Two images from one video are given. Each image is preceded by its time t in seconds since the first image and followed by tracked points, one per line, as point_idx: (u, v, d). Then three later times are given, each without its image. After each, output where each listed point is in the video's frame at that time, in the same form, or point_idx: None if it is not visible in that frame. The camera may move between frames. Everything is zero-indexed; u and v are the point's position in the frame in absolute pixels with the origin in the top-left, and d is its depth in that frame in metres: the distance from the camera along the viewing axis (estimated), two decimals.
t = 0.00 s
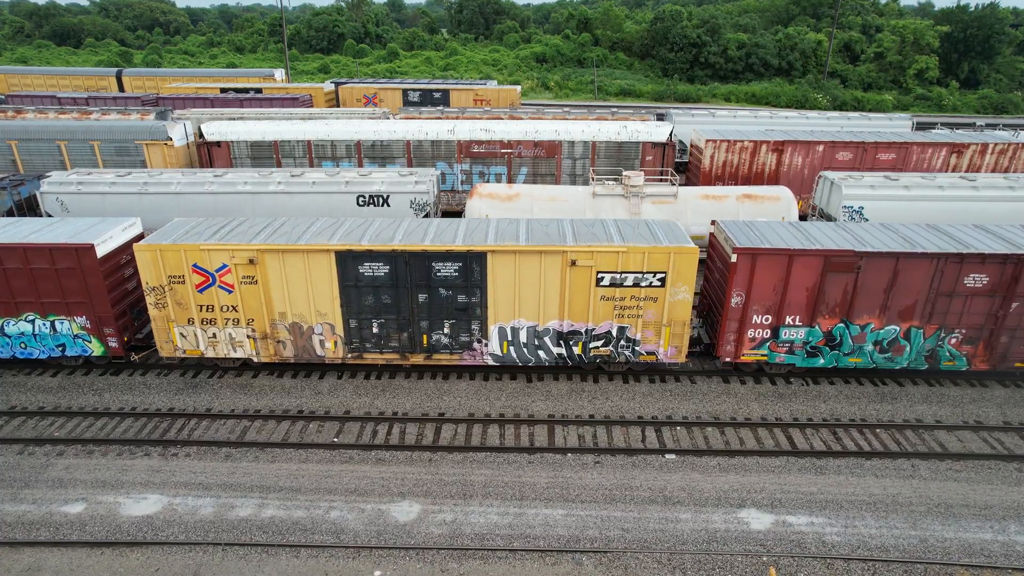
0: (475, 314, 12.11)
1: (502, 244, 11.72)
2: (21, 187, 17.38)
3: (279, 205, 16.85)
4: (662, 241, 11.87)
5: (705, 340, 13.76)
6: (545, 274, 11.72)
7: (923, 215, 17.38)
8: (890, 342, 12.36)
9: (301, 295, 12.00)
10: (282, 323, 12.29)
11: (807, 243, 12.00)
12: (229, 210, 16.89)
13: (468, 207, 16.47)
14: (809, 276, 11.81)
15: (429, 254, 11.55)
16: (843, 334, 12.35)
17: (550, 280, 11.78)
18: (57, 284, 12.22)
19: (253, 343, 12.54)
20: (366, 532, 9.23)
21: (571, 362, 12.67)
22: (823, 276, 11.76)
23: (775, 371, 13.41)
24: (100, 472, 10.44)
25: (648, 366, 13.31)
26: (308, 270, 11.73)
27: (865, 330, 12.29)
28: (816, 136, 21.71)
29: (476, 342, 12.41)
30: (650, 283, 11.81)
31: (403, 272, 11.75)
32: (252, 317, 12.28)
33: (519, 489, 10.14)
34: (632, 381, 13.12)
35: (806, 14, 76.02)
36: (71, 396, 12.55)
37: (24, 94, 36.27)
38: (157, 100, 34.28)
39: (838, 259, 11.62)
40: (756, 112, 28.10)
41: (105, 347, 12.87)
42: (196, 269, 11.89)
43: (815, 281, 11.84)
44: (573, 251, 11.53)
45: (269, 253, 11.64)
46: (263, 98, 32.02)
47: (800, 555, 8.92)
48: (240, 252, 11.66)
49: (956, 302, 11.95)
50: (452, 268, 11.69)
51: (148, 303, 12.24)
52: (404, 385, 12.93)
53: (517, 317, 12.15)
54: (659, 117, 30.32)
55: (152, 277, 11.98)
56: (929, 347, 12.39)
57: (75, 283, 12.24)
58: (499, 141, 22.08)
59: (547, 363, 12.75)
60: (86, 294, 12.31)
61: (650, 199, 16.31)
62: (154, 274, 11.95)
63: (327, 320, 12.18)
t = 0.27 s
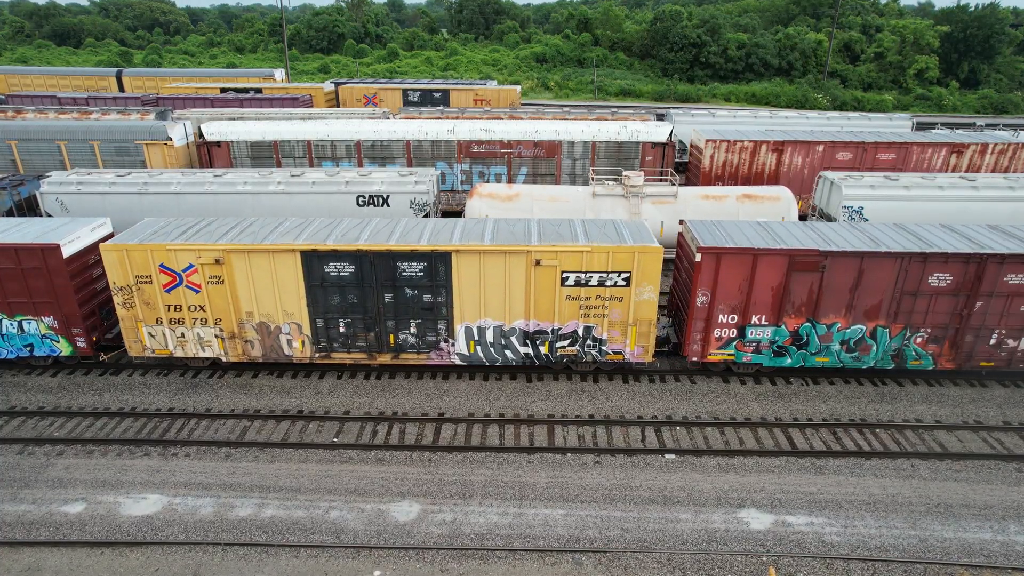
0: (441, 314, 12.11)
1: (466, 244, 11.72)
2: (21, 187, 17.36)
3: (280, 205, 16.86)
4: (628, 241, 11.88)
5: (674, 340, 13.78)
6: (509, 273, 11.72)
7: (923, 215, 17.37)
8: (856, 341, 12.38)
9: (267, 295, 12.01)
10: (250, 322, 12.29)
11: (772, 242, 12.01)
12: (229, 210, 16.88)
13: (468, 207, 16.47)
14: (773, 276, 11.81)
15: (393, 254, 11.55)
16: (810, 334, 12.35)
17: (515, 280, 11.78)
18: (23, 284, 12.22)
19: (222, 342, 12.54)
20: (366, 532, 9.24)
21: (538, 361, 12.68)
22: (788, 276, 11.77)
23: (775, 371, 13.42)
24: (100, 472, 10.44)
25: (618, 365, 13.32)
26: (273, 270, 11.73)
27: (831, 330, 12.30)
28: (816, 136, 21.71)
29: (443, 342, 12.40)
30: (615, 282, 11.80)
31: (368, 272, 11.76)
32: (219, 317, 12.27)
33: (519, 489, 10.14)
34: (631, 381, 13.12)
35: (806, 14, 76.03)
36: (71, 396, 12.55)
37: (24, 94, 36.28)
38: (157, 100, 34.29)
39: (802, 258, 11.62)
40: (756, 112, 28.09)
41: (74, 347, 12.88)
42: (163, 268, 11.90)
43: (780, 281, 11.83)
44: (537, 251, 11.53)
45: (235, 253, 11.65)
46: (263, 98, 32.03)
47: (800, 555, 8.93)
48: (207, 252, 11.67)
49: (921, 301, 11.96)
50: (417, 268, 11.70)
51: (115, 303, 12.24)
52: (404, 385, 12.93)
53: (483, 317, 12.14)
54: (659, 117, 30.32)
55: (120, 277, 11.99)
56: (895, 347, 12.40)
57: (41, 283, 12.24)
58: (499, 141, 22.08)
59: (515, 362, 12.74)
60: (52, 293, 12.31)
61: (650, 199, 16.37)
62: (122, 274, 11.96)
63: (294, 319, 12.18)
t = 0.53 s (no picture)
0: (408, 314, 12.11)
1: (432, 243, 11.70)
2: (21, 187, 17.35)
3: (280, 205, 16.86)
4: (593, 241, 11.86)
5: (643, 340, 13.79)
6: (474, 273, 11.70)
7: (923, 215, 17.38)
8: (823, 341, 12.37)
9: (234, 295, 11.99)
10: (218, 322, 12.29)
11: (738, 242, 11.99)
12: (229, 210, 16.89)
13: (468, 207, 16.46)
14: (739, 275, 11.78)
15: (359, 253, 11.54)
16: (776, 333, 12.33)
17: (481, 280, 11.76)
18: None
19: (190, 342, 12.53)
20: (366, 532, 9.24)
21: (505, 361, 12.68)
22: (753, 275, 11.75)
23: (775, 372, 13.42)
24: (100, 472, 10.44)
25: (588, 364, 13.34)
26: (239, 270, 11.72)
27: (798, 330, 12.29)
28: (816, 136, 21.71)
29: (410, 341, 12.40)
30: (580, 282, 11.79)
31: (334, 271, 11.74)
32: (187, 316, 12.26)
33: (518, 489, 10.14)
34: (631, 381, 13.11)
35: (806, 14, 76.02)
36: (71, 395, 12.56)
37: (24, 94, 36.29)
38: (157, 100, 34.28)
39: (767, 258, 11.60)
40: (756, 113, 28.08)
41: (42, 347, 12.82)
42: (130, 268, 11.89)
43: (745, 280, 11.80)
44: (502, 251, 11.51)
45: (201, 253, 11.64)
46: (263, 98, 32.03)
47: (800, 555, 8.93)
48: (173, 252, 11.65)
49: (886, 300, 11.96)
50: (383, 268, 11.69)
51: (83, 303, 12.22)
52: (404, 385, 12.93)
53: (449, 316, 12.13)
54: (659, 117, 30.33)
55: (87, 278, 11.96)
56: (861, 346, 12.41)
57: (8, 283, 12.18)
58: (499, 141, 22.08)
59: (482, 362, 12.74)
60: (19, 293, 12.26)
61: (650, 199, 16.37)
62: (89, 274, 11.93)
63: (261, 319, 12.17)
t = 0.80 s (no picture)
0: (374, 314, 12.10)
1: (397, 243, 11.70)
2: (21, 188, 17.39)
3: (280, 205, 16.86)
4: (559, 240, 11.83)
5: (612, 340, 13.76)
6: (439, 273, 11.69)
7: (923, 215, 17.37)
8: (789, 341, 12.37)
9: (201, 295, 12.00)
10: (186, 322, 12.28)
11: (703, 242, 11.96)
12: (229, 211, 16.89)
13: (468, 208, 16.44)
14: (704, 275, 11.76)
15: (324, 253, 11.54)
16: (743, 332, 12.32)
17: (446, 280, 11.73)
18: None
19: (159, 342, 12.52)
20: (366, 532, 9.24)
21: (472, 361, 12.64)
22: (718, 275, 11.73)
23: (775, 372, 13.42)
24: (100, 472, 10.44)
25: (559, 365, 13.33)
26: (206, 270, 11.72)
27: (764, 330, 12.28)
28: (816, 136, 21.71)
29: (377, 341, 12.38)
30: (545, 282, 11.78)
31: (299, 271, 11.74)
32: (155, 316, 12.25)
33: (519, 489, 10.15)
34: (631, 382, 13.11)
35: (806, 14, 76.04)
36: (70, 396, 12.56)
37: (24, 94, 36.30)
38: (158, 100, 34.29)
39: (731, 258, 11.58)
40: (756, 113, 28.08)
41: (9, 347, 12.79)
42: (97, 269, 11.89)
43: (711, 280, 11.77)
44: (466, 251, 11.48)
45: (168, 253, 11.65)
46: (263, 98, 32.04)
47: (800, 555, 8.92)
48: (139, 252, 11.65)
49: (851, 300, 11.94)
50: (349, 268, 11.69)
51: (51, 303, 12.21)
52: (404, 386, 12.94)
53: (415, 316, 12.11)
54: (659, 117, 30.34)
55: (55, 277, 11.96)
56: (828, 346, 12.40)
57: None
58: (499, 141, 22.09)
59: (449, 362, 12.72)
60: None
61: (650, 200, 16.29)
62: (56, 274, 11.93)
63: (229, 319, 12.17)
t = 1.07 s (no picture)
0: (340, 314, 12.09)
1: (362, 243, 11.70)
2: (21, 188, 17.29)
3: (280, 206, 16.86)
4: (524, 240, 11.87)
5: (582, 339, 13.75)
6: (405, 273, 11.69)
7: (923, 216, 17.37)
8: (756, 341, 12.35)
9: (168, 295, 12.00)
10: (154, 322, 12.28)
11: (669, 241, 11.93)
12: (228, 211, 16.89)
13: (468, 208, 16.44)
14: (669, 275, 11.72)
15: (289, 253, 11.54)
16: (709, 332, 12.30)
17: (411, 280, 11.75)
18: None
19: (128, 342, 12.51)
20: (366, 532, 9.24)
21: (440, 361, 12.63)
22: (683, 275, 11.70)
23: (775, 372, 13.42)
24: (100, 473, 10.44)
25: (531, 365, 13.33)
26: (172, 270, 11.73)
27: (730, 329, 12.26)
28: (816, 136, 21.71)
29: (344, 341, 12.37)
30: (511, 282, 11.78)
31: (265, 271, 11.74)
32: (123, 317, 12.25)
33: (519, 490, 10.14)
34: (631, 382, 13.11)
35: (806, 14, 76.07)
36: (70, 396, 12.56)
37: (24, 94, 36.32)
38: (158, 100, 34.30)
39: (696, 257, 11.56)
40: (756, 113, 28.08)
41: None
42: (64, 269, 11.90)
43: (676, 280, 11.75)
44: (431, 251, 11.50)
45: (134, 253, 11.66)
46: (263, 98, 32.04)
47: (800, 556, 8.92)
48: (106, 252, 11.67)
49: (817, 300, 11.93)
50: (314, 268, 11.69)
51: (18, 303, 12.20)
52: (405, 386, 12.94)
53: (382, 316, 12.10)
54: (659, 117, 30.35)
55: (22, 278, 11.96)
56: (794, 346, 12.39)
57: None
58: (499, 142, 22.09)
59: (417, 362, 12.72)
60: None
61: (650, 200, 16.20)
62: (23, 274, 11.93)
63: (197, 319, 12.18)
